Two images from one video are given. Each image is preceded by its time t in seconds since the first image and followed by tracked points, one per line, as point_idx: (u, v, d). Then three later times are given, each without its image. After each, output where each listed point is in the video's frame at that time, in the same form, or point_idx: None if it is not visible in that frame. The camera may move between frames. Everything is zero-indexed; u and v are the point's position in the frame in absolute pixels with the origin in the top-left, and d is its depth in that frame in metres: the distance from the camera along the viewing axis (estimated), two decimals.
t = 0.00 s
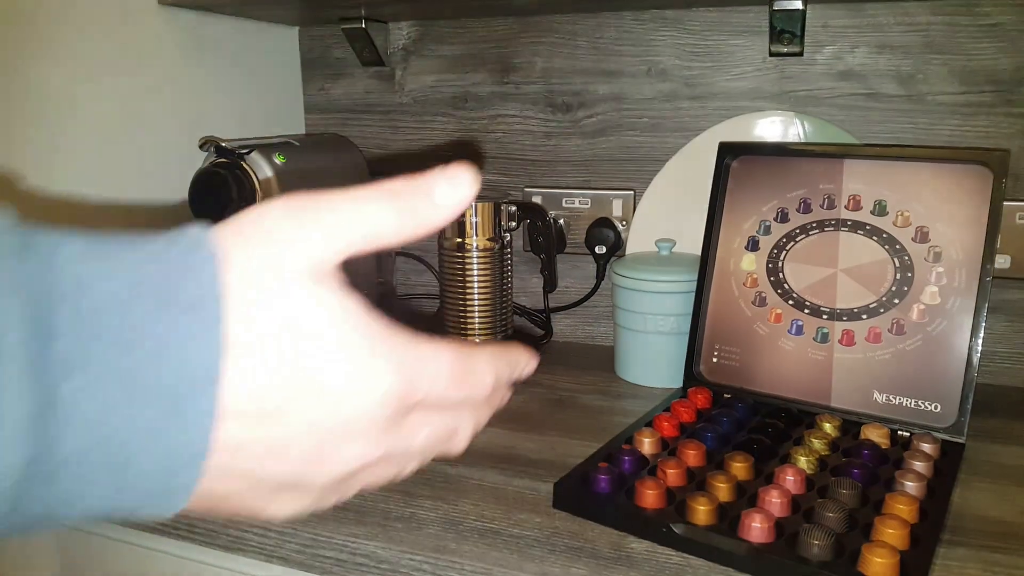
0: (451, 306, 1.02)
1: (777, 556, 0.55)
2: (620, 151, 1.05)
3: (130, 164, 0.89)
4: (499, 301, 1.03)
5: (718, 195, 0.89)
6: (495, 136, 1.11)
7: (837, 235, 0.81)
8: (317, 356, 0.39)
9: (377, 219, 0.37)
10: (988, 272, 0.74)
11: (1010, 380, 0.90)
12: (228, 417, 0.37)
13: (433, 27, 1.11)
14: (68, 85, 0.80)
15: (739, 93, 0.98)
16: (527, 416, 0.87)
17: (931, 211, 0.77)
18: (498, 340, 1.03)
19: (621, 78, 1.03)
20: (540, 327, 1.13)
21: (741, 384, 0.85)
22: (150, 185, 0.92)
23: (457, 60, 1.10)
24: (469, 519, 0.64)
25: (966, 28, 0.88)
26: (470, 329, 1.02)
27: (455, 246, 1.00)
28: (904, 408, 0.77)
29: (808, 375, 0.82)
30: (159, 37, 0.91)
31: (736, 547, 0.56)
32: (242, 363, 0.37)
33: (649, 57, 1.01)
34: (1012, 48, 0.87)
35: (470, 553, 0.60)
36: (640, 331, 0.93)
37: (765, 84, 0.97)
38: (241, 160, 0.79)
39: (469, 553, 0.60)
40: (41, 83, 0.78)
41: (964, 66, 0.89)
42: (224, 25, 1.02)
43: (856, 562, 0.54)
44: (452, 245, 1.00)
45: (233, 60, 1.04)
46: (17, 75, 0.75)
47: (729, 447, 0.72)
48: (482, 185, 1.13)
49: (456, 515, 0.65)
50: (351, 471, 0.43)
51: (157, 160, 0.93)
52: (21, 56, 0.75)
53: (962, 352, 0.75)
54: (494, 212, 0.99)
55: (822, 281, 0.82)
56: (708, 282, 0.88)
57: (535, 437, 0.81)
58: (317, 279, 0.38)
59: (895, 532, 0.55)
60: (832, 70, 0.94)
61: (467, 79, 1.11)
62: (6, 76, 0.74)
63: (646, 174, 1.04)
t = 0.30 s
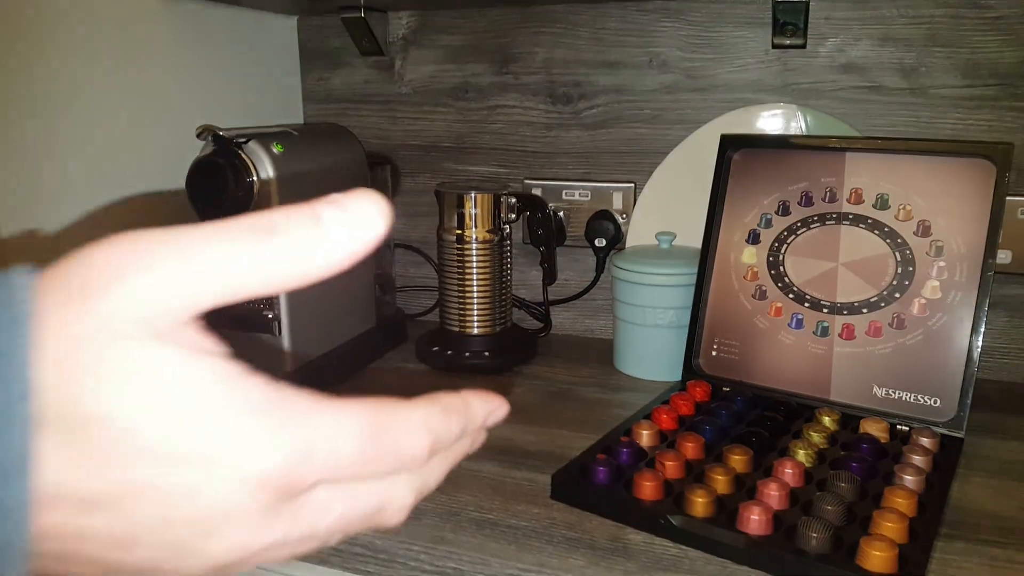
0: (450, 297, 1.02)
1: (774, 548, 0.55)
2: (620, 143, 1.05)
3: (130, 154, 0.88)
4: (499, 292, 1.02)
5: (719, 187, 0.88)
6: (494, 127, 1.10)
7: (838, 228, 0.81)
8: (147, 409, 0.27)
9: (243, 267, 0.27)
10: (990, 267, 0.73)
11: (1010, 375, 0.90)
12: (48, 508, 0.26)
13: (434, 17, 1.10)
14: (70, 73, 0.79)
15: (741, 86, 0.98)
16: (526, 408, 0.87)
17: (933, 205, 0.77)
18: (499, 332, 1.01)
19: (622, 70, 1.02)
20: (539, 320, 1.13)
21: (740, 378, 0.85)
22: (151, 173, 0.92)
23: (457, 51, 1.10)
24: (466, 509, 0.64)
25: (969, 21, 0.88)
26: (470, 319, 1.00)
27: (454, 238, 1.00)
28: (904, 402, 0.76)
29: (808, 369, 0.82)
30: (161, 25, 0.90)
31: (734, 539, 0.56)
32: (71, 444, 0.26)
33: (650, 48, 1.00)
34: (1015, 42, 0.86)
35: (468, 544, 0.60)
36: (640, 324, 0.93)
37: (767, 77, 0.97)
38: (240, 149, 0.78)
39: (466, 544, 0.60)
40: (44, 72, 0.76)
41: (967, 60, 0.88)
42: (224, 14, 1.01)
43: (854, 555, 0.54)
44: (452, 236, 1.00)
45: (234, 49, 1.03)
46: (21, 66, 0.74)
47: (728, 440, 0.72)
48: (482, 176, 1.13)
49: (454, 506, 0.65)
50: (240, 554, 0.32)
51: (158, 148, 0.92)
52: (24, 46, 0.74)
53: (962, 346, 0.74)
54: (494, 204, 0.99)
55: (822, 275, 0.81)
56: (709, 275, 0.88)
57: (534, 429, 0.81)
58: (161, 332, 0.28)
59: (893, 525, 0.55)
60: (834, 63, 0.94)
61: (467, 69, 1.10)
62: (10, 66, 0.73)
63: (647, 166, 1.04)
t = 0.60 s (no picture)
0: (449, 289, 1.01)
1: (773, 538, 0.55)
2: (619, 133, 1.04)
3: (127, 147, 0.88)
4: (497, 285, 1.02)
5: (718, 177, 0.88)
6: (492, 118, 1.10)
7: (837, 219, 0.80)
8: None
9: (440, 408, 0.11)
10: (989, 256, 0.73)
11: (1010, 365, 0.90)
12: None
13: (431, 7, 1.09)
14: (60, 71, 0.79)
15: (740, 76, 0.97)
16: (525, 399, 0.87)
17: (932, 195, 0.76)
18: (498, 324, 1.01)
19: (621, 60, 1.02)
20: (538, 312, 1.13)
21: (739, 368, 0.85)
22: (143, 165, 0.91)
23: (455, 41, 1.09)
24: (466, 501, 0.64)
25: (969, 10, 0.87)
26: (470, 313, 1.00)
27: (452, 229, 0.99)
28: (904, 392, 0.76)
29: (807, 359, 0.82)
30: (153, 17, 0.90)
31: (733, 530, 0.56)
32: None
33: (649, 38, 1.00)
34: (1016, 30, 0.86)
35: (467, 535, 0.60)
36: (639, 315, 0.93)
37: (767, 67, 0.96)
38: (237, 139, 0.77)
39: (466, 535, 0.60)
40: (36, 70, 0.76)
41: (967, 49, 0.88)
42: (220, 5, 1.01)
43: (853, 545, 0.54)
44: (450, 228, 0.99)
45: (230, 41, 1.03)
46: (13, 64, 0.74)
47: (727, 430, 0.72)
48: (480, 167, 1.12)
49: (453, 497, 0.65)
50: None
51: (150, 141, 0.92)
52: (16, 45, 0.74)
53: (961, 337, 0.74)
54: (492, 195, 0.98)
55: (822, 265, 0.81)
56: (708, 265, 0.88)
57: (533, 420, 0.81)
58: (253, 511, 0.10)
59: (893, 515, 0.55)
60: (834, 53, 0.93)
61: (465, 60, 1.09)
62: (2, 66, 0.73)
63: (645, 157, 1.03)
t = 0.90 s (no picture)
0: (452, 285, 1.01)
1: (780, 533, 0.55)
2: (623, 127, 1.04)
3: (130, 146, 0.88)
4: (501, 280, 1.01)
5: (722, 170, 0.87)
6: (495, 112, 1.09)
7: (843, 211, 0.80)
8: None
9: None
10: (996, 248, 0.73)
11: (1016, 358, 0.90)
12: None
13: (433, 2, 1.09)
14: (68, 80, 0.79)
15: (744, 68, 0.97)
16: (530, 394, 0.87)
17: (939, 187, 0.76)
18: (501, 319, 1.02)
19: (624, 53, 1.01)
20: (542, 306, 1.13)
21: (744, 362, 0.85)
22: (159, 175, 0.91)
23: (457, 35, 1.09)
24: (472, 496, 0.64)
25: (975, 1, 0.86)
26: (473, 308, 1.01)
27: (456, 225, 0.99)
28: (911, 386, 0.76)
29: (812, 352, 0.81)
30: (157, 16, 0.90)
31: (740, 525, 0.56)
32: None
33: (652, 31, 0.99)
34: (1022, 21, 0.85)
35: (474, 530, 0.59)
36: (643, 310, 0.92)
37: (771, 59, 0.95)
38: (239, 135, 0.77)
39: (472, 530, 0.59)
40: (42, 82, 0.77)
41: (973, 40, 0.87)
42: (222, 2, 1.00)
43: (861, 539, 0.53)
44: (453, 223, 0.99)
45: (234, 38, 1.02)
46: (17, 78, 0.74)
47: (733, 424, 0.71)
48: (482, 162, 1.12)
49: (458, 492, 0.65)
50: None
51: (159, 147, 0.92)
52: (16, 61, 0.74)
53: (969, 329, 0.74)
54: (496, 189, 0.98)
55: (827, 258, 0.81)
56: (713, 259, 0.87)
57: (538, 415, 0.81)
58: None
59: (901, 509, 0.55)
60: (839, 44, 0.92)
61: (467, 54, 1.09)
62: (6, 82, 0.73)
63: (649, 151, 1.03)
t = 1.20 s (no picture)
0: (458, 277, 1.01)
1: (785, 528, 0.55)
2: (632, 121, 1.03)
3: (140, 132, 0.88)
4: (508, 272, 1.01)
5: (731, 164, 0.87)
6: (504, 104, 1.09)
7: (852, 207, 0.79)
8: None
9: None
10: (1005, 246, 0.72)
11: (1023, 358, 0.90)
12: None
13: None
14: (76, 75, 0.79)
15: (754, 63, 0.96)
16: (535, 386, 0.87)
17: (948, 183, 0.75)
18: (507, 312, 1.02)
19: (634, 46, 1.01)
20: (548, 299, 1.12)
21: (750, 358, 0.85)
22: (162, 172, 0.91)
23: (466, 26, 1.08)
24: (476, 487, 0.64)
25: None
26: (479, 300, 1.01)
27: (463, 216, 0.99)
28: (917, 383, 0.76)
29: (819, 348, 0.81)
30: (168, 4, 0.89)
31: (744, 519, 0.56)
32: None
33: (662, 24, 0.99)
34: None
35: (477, 520, 0.60)
36: (650, 304, 0.92)
37: (781, 54, 0.95)
38: (246, 123, 0.77)
39: (476, 520, 0.60)
40: (48, 78, 0.76)
41: (984, 38, 0.87)
42: None
43: (865, 535, 0.53)
44: (460, 214, 0.99)
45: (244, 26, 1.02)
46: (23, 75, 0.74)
47: (738, 419, 0.71)
48: (490, 154, 1.12)
49: (462, 483, 0.65)
50: None
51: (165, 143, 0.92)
52: (26, 47, 0.74)
53: (976, 327, 0.73)
54: (503, 181, 0.98)
55: (835, 255, 0.81)
56: (721, 253, 0.87)
57: (543, 407, 0.81)
58: None
59: (907, 506, 0.55)
60: (850, 40, 0.92)
61: (476, 45, 1.09)
62: (11, 81, 0.73)
63: (657, 145, 1.03)
